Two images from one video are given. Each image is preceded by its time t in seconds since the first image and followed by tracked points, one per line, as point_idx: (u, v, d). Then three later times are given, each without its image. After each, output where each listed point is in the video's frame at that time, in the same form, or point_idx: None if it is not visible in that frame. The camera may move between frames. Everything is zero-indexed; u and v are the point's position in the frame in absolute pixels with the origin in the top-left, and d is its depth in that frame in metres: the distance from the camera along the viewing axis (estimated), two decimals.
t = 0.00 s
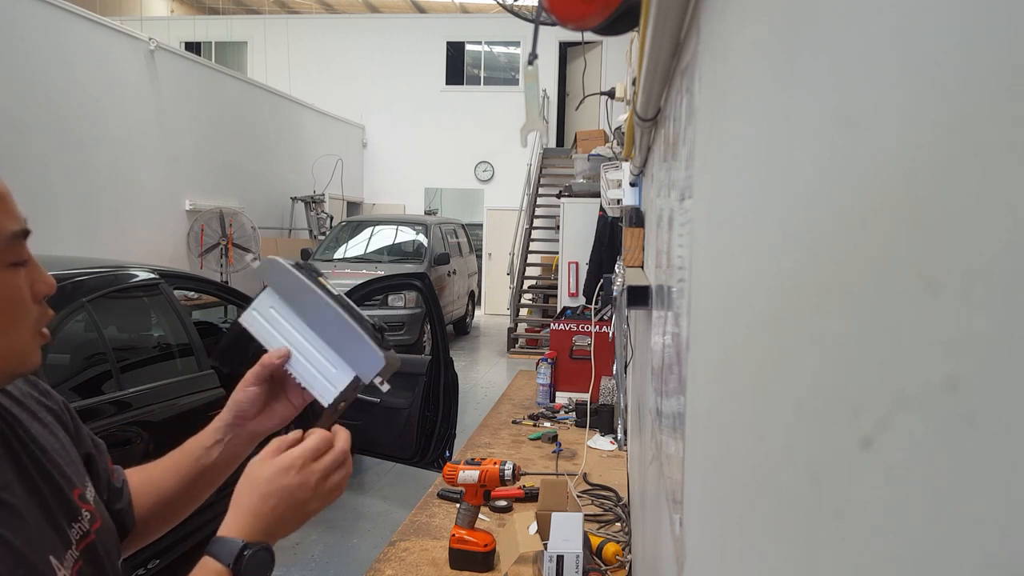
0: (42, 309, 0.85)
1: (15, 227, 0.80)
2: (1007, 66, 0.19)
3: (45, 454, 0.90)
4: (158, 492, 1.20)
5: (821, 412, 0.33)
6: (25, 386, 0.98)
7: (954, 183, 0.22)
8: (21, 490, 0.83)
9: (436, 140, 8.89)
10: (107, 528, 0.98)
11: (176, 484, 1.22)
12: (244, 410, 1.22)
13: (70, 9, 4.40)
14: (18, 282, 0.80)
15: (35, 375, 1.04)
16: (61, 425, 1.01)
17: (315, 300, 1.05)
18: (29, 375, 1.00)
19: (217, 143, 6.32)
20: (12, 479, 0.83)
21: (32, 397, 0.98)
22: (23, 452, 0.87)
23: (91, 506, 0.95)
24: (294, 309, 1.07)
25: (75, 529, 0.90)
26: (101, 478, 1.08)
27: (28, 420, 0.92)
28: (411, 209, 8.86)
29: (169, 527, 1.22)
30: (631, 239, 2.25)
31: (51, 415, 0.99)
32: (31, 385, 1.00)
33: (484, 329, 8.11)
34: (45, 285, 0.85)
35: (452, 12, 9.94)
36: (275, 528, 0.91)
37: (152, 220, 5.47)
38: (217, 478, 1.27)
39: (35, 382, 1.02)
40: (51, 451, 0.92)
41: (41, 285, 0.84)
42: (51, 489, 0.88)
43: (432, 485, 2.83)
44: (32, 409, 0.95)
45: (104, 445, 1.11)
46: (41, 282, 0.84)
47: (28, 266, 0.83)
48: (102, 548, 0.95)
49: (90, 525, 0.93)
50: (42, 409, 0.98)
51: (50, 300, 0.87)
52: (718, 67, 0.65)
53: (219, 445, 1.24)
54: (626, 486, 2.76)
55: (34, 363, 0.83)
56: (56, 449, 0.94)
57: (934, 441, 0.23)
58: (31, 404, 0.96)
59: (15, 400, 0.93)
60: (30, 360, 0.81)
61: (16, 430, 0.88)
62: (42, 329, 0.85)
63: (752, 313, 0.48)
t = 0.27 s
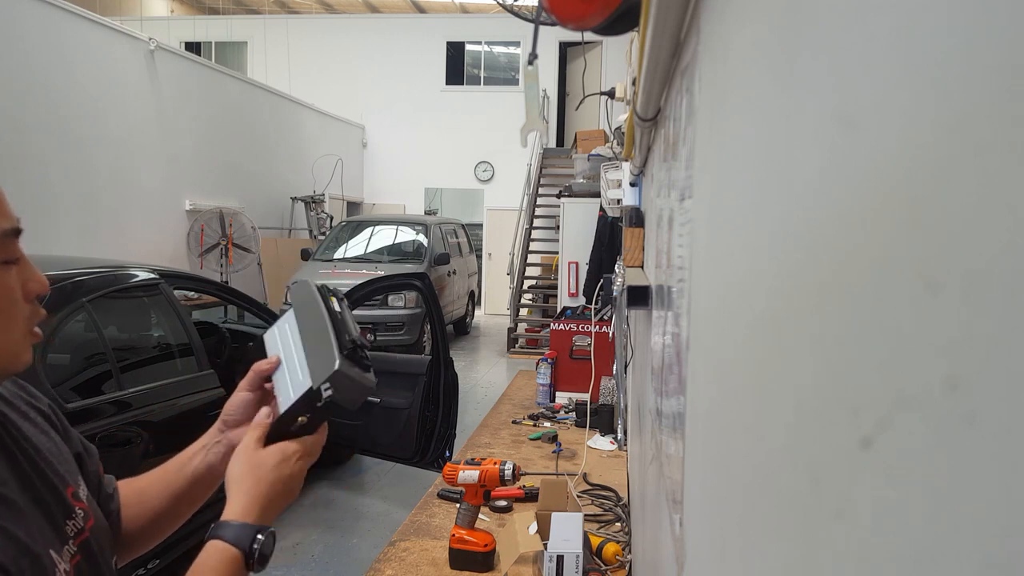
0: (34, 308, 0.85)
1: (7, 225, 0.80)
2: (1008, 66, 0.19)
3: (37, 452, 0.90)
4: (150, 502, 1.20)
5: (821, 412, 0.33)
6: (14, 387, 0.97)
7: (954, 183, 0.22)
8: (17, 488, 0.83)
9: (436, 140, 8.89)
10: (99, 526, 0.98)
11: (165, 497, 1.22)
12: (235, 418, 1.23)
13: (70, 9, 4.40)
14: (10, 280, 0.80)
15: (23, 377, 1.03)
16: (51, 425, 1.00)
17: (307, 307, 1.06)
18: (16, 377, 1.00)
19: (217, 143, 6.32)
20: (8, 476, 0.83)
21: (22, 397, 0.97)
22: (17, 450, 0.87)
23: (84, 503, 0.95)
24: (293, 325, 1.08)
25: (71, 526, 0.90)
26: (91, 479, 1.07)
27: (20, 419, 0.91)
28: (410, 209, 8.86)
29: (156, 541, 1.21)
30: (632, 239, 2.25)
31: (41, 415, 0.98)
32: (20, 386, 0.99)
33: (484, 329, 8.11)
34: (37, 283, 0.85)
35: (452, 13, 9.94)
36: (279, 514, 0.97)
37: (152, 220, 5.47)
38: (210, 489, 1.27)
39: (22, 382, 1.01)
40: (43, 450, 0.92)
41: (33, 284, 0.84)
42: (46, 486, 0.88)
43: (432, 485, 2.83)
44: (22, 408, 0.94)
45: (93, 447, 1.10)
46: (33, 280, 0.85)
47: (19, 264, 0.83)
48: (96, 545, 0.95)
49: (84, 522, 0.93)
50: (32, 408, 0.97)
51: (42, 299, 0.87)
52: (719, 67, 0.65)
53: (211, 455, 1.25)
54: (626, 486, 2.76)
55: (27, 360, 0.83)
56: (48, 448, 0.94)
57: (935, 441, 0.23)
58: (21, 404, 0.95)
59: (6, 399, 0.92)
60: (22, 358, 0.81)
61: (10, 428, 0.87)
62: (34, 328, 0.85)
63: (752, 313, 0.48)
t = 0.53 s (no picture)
0: (24, 309, 0.85)
1: None
2: (1009, 65, 0.19)
3: (32, 453, 0.90)
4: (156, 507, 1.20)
5: (821, 412, 0.33)
6: (10, 388, 0.97)
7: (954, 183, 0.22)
8: (10, 489, 0.83)
9: (436, 140, 8.89)
10: (95, 527, 0.98)
11: (170, 503, 1.22)
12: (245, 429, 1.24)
13: (70, 9, 4.40)
14: None
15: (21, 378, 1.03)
16: (48, 425, 1.00)
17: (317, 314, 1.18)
18: (14, 378, 1.00)
19: (217, 143, 6.32)
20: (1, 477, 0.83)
21: (18, 398, 0.97)
22: (11, 451, 0.87)
23: (79, 504, 0.95)
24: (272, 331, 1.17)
25: (65, 527, 0.90)
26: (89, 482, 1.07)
27: (15, 420, 0.91)
28: (411, 209, 8.86)
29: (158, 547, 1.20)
30: (631, 239, 2.25)
31: (37, 416, 0.98)
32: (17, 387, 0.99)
33: (484, 329, 8.12)
34: (27, 285, 0.85)
35: (452, 13, 9.94)
36: (270, 520, 0.97)
37: (152, 220, 5.47)
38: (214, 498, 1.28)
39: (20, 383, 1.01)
40: (38, 451, 0.92)
41: (22, 285, 0.84)
42: (40, 487, 0.88)
43: (432, 485, 2.83)
44: (17, 409, 0.94)
45: (91, 448, 1.10)
46: (23, 282, 0.85)
47: (7, 265, 0.83)
48: (91, 546, 0.95)
49: (79, 522, 0.93)
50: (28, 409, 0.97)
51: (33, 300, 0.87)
52: (718, 67, 0.65)
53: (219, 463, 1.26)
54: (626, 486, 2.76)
55: (17, 361, 0.83)
56: (44, 449, 0.94)
57: (933, 441, 0.23)
58: (17, 405, 0.95)
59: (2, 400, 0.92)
60: (11, 360, 0.81)
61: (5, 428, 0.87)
62: (24, 329, 0.85)
63: (751, 314, 0.48)
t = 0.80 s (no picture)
0: (18, 307, 0.85)
1: None
2: (1009, 65, 0.19)
3: (26, 454, 0.90)
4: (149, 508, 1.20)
5: (820, 411, 0.33)
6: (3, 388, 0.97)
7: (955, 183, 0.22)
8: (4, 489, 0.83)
9: (436, 140, 8.89)
10: (91, 528, 0.98)
11: (165, 506, 1.22)
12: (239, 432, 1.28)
13: (70, 9, 4.40)
14: None
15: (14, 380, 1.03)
16: (40, 427, 1.00)
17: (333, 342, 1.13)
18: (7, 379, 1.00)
19: (217, 144, 6.32)
20: None
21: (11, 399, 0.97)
22: (5, 452, 0.86)
23: (74, 504, 0.95)
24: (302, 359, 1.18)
25: (60, 527, 0.90)
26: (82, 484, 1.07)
27: (8, 421, 0.91)
28: (410, 209, 8.86)
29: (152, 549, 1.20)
30: (631, 239, 2.25)
31: (31, 417, 0.99)
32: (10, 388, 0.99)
33: (484, 329, 8.12)
34: (23, 283, 0.85)
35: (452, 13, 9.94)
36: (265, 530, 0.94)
37: (152, 220, 5.47)
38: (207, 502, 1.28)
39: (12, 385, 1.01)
40: (32, 451, 0.92)
41: (18, 284, 0.84)
42: (34, 488, 0.88)
43: (432, 485, 2.83)
44: (10, 410, 0.94)
45: (85, 449, 1.10)
46: (18, 280, 0.84)
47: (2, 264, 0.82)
48: (87, 546, 0.95)
49: (74, 523, 0.93)
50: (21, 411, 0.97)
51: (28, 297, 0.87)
52: (718, 67, 0.65)
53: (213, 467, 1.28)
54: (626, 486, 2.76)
55: (10, 359, 0.83)
56: (37, 451, 0.94)
57: (933, 440, 0.23)
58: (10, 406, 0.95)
59: None
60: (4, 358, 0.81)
61: None
62: (18, 327, 0.85)
63: (751, 314, 0.48)
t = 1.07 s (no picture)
0: (9, 316, 0.85)
1: None
2: (1007, 66, 0.19)
3: (19, 459, 0.90)
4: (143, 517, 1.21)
5: (821, 410, 0.33)
6: None
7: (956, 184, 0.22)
8: None
9: (436, 140, 8.89)
10: (85, 531, 0.98)
11: (159, 517, 1.23)
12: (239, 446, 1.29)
13: (70, 9, 4.40)
14: None
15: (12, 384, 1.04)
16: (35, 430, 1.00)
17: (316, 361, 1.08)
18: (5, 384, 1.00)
19: (217, 143, 6.32)
20: None
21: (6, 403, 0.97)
22: None
23: (68, 508, 0.95)
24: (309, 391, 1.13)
25: (52, 532, 0.91)
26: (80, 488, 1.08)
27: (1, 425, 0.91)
28: (410, 209, 8.86)
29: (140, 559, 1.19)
30: (632, 239, 2.25)
31: (25, 421, 0.99)
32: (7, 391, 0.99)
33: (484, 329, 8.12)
34: (16, 291, 0.85)
35: (452, 12, 9.93)
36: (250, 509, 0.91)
37: (152, 220, 5.47)
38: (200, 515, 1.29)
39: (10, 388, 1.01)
40: (25, 456, 0.92)
41: (10, 291, 0.84)
42: (26, 492, 0.88)
43: (432, 485, 2.83)
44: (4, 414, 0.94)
45: (81, 453, 1.10)
46: (11, 288, 0.84)
47: None
48: (79, 550, 0.95)
49: (67, 527, 0.93)
50: (16, 415, 0.97)
51: (20, 305, 0.87)
52: (719, 67, 0.65)
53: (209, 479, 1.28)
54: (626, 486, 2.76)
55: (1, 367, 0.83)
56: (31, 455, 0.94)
57: (934, 439, 0.23)
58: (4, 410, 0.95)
59: None
60: None
61: None
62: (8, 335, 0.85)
63: (751, 315, 0.48)
